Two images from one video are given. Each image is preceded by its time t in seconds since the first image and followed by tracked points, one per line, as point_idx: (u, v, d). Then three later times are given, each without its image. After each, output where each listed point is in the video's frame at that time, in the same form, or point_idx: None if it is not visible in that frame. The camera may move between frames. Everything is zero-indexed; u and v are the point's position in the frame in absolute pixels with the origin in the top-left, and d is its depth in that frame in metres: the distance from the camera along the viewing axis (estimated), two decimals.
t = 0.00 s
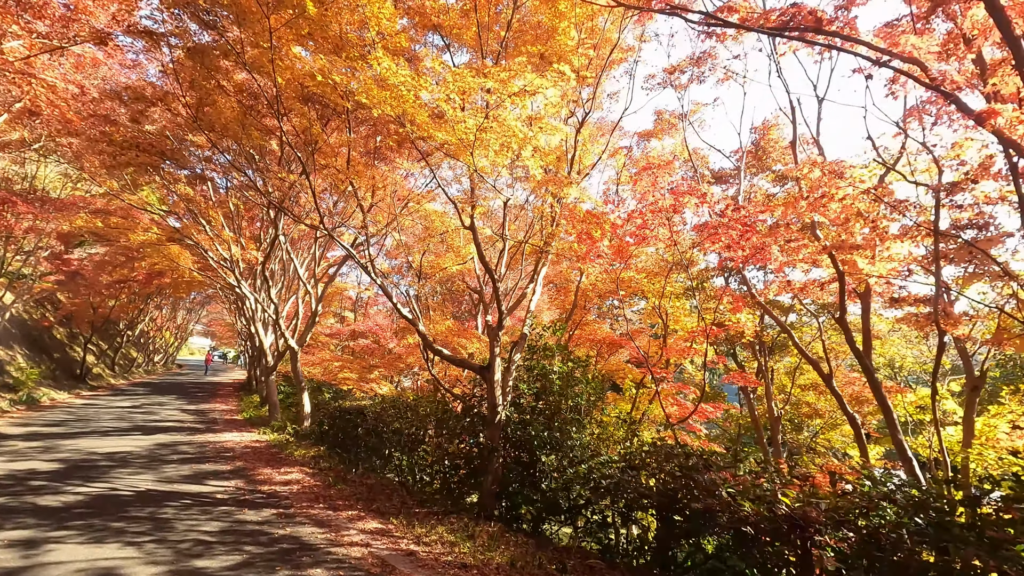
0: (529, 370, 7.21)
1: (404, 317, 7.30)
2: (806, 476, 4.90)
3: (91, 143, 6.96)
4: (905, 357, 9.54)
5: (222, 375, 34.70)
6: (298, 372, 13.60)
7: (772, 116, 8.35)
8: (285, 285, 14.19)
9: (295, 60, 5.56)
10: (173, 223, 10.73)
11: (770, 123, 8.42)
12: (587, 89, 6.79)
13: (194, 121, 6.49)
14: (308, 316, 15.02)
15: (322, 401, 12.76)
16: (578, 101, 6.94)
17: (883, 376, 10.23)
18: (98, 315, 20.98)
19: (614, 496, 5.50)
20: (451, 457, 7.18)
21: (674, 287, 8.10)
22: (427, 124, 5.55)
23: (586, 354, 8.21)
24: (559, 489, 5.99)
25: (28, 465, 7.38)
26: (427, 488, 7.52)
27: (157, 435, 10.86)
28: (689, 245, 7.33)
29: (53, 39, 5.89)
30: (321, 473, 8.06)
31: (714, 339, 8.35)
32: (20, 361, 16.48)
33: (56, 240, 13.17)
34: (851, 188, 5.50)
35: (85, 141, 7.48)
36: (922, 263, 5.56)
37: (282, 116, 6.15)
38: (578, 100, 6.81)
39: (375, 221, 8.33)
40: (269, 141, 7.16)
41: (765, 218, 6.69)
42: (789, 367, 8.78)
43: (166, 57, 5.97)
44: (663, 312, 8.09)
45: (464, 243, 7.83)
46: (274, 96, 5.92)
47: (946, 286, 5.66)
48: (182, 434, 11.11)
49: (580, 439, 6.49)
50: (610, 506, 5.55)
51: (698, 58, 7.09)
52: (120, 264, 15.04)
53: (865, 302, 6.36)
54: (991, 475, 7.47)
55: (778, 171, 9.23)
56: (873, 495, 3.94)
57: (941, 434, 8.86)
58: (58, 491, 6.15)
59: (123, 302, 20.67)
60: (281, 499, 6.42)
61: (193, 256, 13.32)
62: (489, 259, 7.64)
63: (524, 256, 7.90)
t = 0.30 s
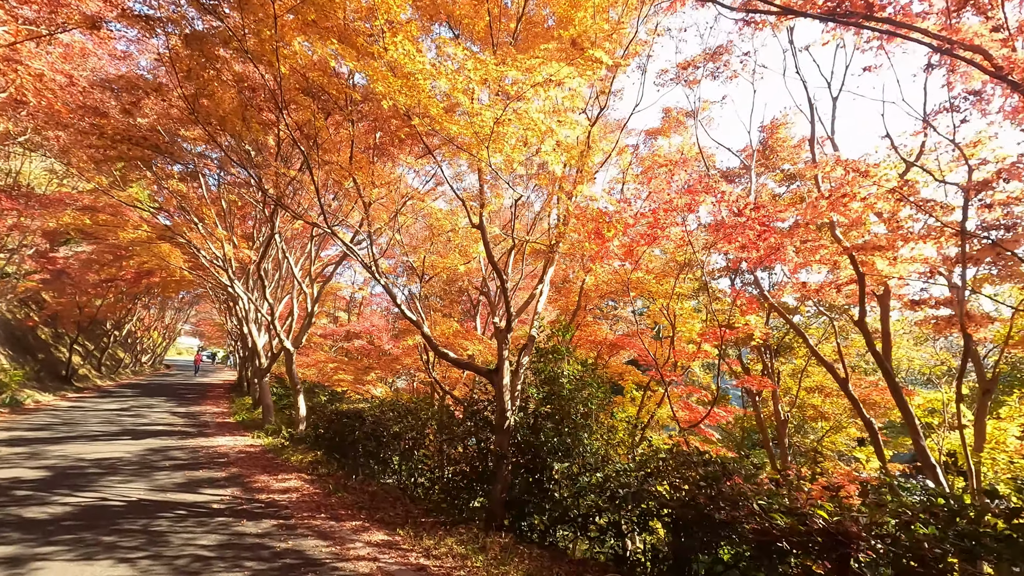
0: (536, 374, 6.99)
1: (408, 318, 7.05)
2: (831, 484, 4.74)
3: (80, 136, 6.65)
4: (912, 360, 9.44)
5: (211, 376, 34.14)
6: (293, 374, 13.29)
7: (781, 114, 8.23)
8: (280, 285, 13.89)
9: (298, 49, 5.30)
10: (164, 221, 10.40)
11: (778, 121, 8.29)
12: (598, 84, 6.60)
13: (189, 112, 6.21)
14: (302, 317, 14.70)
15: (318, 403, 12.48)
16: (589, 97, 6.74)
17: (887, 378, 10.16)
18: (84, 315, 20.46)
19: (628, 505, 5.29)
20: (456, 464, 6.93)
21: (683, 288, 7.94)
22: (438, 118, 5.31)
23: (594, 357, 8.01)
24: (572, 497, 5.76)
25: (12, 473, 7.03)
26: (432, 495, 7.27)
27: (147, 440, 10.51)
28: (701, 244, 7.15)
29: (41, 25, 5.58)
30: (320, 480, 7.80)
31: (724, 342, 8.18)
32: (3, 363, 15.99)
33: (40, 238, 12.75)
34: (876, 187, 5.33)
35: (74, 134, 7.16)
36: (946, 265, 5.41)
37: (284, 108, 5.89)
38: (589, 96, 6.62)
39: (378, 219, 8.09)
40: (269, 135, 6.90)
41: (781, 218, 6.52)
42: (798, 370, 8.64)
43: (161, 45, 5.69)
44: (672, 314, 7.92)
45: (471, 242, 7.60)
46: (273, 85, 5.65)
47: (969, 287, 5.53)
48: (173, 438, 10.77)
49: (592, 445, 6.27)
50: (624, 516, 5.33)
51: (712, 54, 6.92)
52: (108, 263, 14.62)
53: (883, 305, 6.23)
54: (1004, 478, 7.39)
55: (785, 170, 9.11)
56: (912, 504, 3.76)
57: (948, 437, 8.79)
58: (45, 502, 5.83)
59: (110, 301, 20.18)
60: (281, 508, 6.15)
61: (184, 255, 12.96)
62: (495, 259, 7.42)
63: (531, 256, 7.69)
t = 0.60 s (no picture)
0: (542, 370, 6.80)
1: (410, 313, 6.80)
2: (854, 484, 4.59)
3: (64, 119, 6.31)
4: (915, 358, 9.34)
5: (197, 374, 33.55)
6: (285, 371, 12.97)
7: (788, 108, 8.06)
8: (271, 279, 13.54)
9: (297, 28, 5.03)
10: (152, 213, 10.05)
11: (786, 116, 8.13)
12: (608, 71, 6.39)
13: (181, 96, 5.91)
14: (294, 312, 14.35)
15: (311, 401, 12.18)
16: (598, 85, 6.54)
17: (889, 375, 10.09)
18: (66, 311, 19.91)
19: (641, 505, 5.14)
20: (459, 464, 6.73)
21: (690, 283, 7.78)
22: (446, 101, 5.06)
23: (599, 354, 7.82)
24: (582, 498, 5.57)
25: None
26: (434, 496, 7.04)
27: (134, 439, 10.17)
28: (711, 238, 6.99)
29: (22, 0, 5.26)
30: (316, 480, 7.54)
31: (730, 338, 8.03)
32: None
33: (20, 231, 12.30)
34: (896, 179, 5.19)
35: (58, 119, 6.82)
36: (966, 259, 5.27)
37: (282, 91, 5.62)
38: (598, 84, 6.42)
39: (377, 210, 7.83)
40: (265, 119, 6.60)
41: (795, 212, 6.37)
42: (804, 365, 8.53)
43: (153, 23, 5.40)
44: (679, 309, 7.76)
45: (475, 233, 7.37)
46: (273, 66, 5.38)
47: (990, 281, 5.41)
48: (160, 437, 10.42)
49: (601, 444, 6.08)
50: (635, 517, 5.17)
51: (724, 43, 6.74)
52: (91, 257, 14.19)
53: (898, 300, 6.11)
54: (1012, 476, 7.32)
55: (790, 165, 9.00)
56: (952, 502, 3.57)
57: (953, 435, 8.72)
58: (27, 505, 5.52)
59: (94, 297, 19.66)
60: (277, 511, 5.89)
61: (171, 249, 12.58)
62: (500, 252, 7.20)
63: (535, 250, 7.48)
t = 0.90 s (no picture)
0: (548, 371, 6.56)
1: (410, 310, 6.49)
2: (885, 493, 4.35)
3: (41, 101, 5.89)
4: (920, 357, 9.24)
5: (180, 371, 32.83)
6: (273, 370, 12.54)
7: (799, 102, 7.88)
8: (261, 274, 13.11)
9: None
10: (135, 204, 9.59)
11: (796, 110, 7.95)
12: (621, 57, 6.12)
13: (168, 75, 5.51)
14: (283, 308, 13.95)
15: (301, 400, 11.79)
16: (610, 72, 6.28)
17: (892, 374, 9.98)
18: (43, 306, 19.23)
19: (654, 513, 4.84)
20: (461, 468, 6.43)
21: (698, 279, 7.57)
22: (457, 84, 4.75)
23: (605, 352, 7.58)
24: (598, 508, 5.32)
25: None
26: (434, 501, 6.74)
27: (115, 441, 9.70)
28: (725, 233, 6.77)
29: None
30: (309, 485, 7.20)
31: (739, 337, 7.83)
32: None
33: None
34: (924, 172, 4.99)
35: (34, 101, 6.38)
36: (993, 255, 5.09)
37: (277, 69, 5.25)
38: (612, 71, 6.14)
39: (375, 202, 7.48)
40: (257, 104, 6.23)
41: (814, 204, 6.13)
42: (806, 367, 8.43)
43: None
44: (686, 306, 7.57)
45: (479, 227, 7.07)
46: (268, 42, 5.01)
47: (1016, 279, 5.24)
48: (143, 439, 9.99)
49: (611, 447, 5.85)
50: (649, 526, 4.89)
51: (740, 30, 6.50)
52: (70, 251, 13.59)
53: (917, 298, 5.95)
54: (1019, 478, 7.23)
55: (798, 162, 8.84)
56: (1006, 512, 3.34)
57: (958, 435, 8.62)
58: None
59: (73, 292, 18.99)
60: (270, 520, 5.55)
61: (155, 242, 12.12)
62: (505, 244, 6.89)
63: (540, 245, 7.20)
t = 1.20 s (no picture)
0: (553, 370, 6.37)
1: (414, 307, 6.27)
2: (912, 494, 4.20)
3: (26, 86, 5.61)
4: (925, 356, 9.16)
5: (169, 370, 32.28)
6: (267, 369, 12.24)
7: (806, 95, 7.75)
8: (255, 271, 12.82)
9: None
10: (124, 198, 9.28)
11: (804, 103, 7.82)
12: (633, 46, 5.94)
13: (161, 59, 5.24)
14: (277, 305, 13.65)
15: (296, 399, 11.53)
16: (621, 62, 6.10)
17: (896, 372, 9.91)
18: (28, 305, 18.74)
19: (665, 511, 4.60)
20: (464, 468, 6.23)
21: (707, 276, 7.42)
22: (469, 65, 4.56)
23: (613, 351, 7.40)
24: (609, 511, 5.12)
25: None
26: (437, 504, 6.53)
27: (103, 442, 9.38)
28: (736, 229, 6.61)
29: None
30: (308, 487, 6.97)
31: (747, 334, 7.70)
32: None
33: None
34: (948, 164, 4.84)
35: (18, 87, 6.08)
36: (1016, 251, 4.96)
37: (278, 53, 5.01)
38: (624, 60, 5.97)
39: (377, 195, 7.25)
40: (255, 92, 5.97)
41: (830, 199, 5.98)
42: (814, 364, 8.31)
43: None
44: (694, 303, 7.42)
45: (483, 221, 6.86)
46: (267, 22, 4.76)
47: None
48: (132, 440, 9.68)
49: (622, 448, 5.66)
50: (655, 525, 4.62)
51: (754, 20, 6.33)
52: (55, 247, 13.19)
53: (934, 295, 5.82)
54: None
55: (804, 157, 8.72)
56: None
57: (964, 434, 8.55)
58: None
59: (58, 289, 18.53)
60: (269, 525, 5.31)
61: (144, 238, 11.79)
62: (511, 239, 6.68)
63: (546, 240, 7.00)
